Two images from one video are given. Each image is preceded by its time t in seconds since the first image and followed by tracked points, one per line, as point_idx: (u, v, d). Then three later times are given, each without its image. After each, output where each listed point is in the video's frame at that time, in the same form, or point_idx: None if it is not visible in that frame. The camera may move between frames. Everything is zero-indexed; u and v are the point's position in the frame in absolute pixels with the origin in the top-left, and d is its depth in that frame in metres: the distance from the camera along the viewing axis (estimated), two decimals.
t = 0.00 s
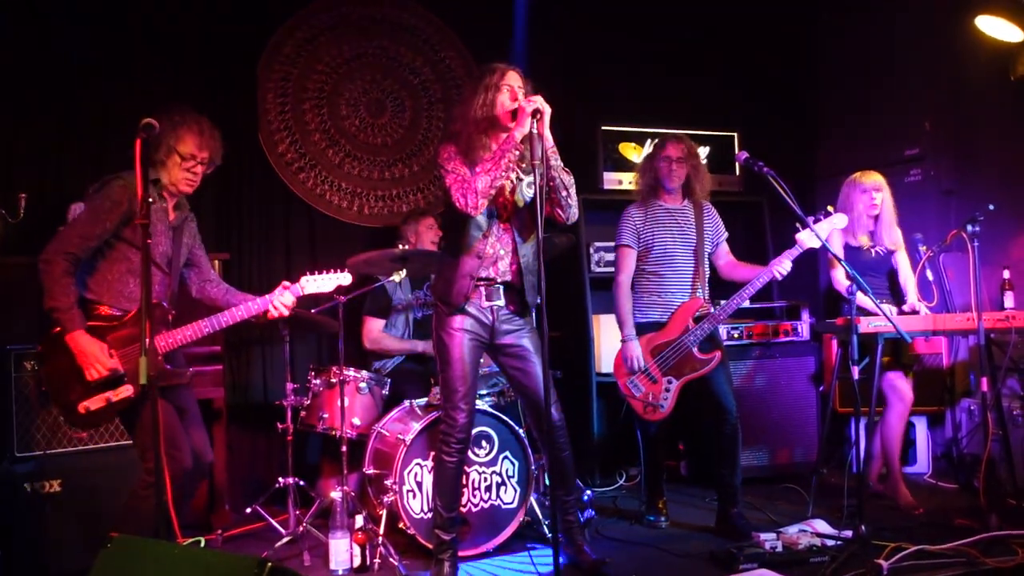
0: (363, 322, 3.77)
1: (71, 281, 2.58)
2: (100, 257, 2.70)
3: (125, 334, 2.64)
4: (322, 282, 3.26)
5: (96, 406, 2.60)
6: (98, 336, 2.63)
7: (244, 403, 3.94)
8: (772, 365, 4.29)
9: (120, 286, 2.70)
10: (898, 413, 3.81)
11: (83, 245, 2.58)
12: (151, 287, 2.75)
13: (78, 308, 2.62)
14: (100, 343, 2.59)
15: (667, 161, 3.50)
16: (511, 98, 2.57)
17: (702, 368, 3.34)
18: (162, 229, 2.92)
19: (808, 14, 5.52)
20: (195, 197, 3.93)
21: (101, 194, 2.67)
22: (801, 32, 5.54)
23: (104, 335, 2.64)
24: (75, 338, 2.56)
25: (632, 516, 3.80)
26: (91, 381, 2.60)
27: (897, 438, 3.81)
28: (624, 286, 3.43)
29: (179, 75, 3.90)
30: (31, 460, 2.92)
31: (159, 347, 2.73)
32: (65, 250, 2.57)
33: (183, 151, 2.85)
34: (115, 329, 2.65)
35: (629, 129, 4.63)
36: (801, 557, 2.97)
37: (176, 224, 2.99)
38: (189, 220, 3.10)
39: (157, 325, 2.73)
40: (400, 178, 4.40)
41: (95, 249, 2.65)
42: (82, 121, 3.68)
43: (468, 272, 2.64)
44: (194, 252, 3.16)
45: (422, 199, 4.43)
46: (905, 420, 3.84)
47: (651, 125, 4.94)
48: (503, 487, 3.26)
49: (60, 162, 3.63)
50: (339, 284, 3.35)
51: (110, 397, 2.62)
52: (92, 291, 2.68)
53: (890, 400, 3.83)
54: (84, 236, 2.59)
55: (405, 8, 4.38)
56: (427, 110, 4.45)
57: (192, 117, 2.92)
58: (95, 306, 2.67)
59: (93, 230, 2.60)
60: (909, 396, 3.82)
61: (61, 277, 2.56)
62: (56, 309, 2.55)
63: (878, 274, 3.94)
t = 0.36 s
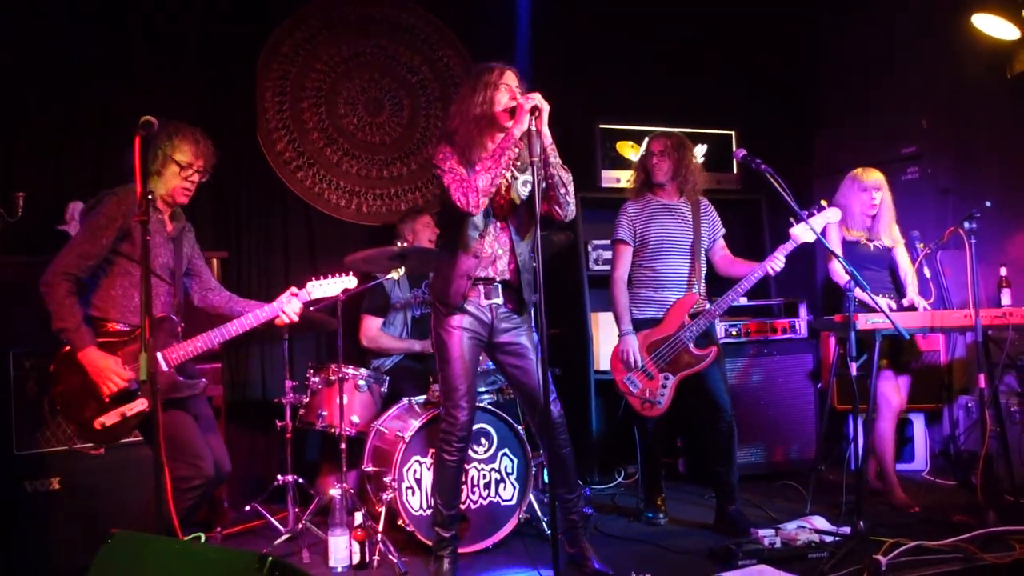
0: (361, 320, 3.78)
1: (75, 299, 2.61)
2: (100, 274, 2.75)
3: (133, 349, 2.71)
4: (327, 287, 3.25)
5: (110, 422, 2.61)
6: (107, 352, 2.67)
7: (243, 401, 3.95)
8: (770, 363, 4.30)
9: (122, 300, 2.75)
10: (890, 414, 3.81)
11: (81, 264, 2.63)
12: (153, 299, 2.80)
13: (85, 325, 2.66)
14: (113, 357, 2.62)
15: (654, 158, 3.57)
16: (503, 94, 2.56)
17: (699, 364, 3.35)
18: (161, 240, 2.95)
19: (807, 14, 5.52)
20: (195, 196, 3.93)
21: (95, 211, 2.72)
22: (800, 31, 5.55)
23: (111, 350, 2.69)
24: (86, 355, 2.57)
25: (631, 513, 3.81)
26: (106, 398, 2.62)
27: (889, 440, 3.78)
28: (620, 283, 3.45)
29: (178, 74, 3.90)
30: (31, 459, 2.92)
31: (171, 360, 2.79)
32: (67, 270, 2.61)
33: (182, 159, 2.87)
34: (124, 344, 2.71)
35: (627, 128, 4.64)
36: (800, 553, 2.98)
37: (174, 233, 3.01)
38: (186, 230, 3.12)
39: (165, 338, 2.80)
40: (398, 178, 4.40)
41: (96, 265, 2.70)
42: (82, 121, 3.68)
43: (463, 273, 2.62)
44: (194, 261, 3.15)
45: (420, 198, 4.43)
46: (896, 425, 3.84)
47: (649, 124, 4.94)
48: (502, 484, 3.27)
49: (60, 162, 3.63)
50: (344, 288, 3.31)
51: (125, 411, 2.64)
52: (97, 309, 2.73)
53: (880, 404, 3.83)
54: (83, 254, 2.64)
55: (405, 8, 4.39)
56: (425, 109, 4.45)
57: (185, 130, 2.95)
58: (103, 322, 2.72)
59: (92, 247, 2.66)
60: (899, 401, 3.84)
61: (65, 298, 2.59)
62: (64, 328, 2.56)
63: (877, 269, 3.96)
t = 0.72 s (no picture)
0: (359, 320, 3.77)
1: (67, 279, 2.64)
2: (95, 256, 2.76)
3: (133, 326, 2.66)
4: (331, 280, 3.28)
5: (104, 398, 2.62)
6: (109, 328, 2.65)
7: (241, 402, 3.94)
8: (767, 363, 4.30)
9: (124, 277, 2.73)
10: (894, 403, 3.82)
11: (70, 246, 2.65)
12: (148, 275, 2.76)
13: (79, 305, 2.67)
14: (109, 334, 2.63)
15: (648, 163, 3.57)
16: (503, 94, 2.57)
17: (697, 363, 3.34)
18: (160, 212, 2.93)
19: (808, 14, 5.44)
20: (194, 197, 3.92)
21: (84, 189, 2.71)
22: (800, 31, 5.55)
23: (109, 326, 2.67)
24: (81, 333, 2.58)
25: (629, 514, 3.81)
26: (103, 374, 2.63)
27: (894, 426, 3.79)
28: (620, 284, 3.46)
29: (177, 73, 3.88)
30: (30, 460, 2.91)
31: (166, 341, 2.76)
32: (58, 252, 2.64)
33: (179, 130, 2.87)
34: (121, 320, 2.67)
35: (625, 128, 4.65)
36: (798, 554, 2.98)
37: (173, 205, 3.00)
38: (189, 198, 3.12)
39: (165, 319, 2.77)
40: (396, 178, 4.39)
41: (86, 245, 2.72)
42: (82, 121, 3.67)
43: (463, 271, 2.62)
44: (196, 237, 3.12)
45: (417, 197, 4.43)
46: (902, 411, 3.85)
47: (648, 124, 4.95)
48: (500, 485, 3.27)
49: (59, 162, 3.61)
50: (349, 282, 3.35)
51: (119, 389, 2.64)
52: (100, 288, 2.72)
53: (884, 394, 3.85)
54: (72, 234, 2.65)
55: (405, 8, 4.38)
56: (423, 109, 4.44)
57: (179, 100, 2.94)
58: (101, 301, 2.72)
59: (79, 228, 2.67)
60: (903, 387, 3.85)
61: (55, 278, 2.62)
62: (58, 308, 2.59)
63: (876, 271, 3.95)
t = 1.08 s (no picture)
0: (360, 319, 3.79)
1: (66, 260, 2.59)
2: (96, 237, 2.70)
3: (132, 310, 2.59)
4: (327, 268, 3.14)
5: (98, 380, 2.55)
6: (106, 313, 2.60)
7: (242, 399, 3.95)
8: (767, 362, 4.31)
9: (124, 260, 2.65)
10: (889, 412, 3.81)
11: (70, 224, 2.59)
12: (153, 259, 2.69)
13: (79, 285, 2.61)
14: (107, 318, 2.55)
15: (654, 162, 3.58)
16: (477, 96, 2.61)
17: (696, 364, 3.35)
18: (162, 192, 2.77)
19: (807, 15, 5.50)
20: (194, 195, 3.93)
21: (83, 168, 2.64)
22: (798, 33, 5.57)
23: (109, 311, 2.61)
24: (79, 315, 2.53)
25: (628, 512, 3.82)
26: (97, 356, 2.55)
27: (888, 438, 3.77)
28: (620, 282, 3.47)
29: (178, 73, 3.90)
30: (31, 457, 2.92)
31: (161, 325, 2.61)
32: (56, 232, 2.58)
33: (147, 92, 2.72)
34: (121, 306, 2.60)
35: (625, 128, 4.65)
36: (797, 552, 2.99)
37: (176, 182, 2.83)
38: (198, 177, 2.94)
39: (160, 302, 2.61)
40: (397, 177, 4.23)
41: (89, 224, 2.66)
42: (82, 119, 3.68)
43: (476, 265, 2.66)
44: (203, 220, 2.95)
45: (420, 198, 4.29)
46: (896, 423, 3.84)
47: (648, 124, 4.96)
48: (501, 483, 3.27)
49: (59, 160, 3.62)
50: (346, 270, 3.18)
51: (114, 372, 2.56)
52: (102, 271, 2.65)
53: (878, 401, 3.83)
54: (69, 213, 2.59)
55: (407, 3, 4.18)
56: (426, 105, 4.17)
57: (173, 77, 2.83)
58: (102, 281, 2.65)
59: (76, 205, 2.60)
60: (898, 399, 3.84)
61: (54, 258, 2.58)
62: (58, 289, 2.54)
63: (874, 272, 3.97)
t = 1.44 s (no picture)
0: (362, 324, 3.78)
1: (60, 275, 2.59)
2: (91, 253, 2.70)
3: (129, 324, 2.58)
4: (323, 270, 3.14)
5: (100, 395, 2.55)
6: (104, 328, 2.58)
7: (243, 403, 3.96)
8: (767, 367, 4.33)
9: (122, 272, 2.61)
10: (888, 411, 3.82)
11: (56, 241, 2.58)
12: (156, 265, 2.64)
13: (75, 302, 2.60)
14: (105, 333, 2.54)
15: (679, 172, 3.52)
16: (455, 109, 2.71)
17: (696, 370, 3.37)
18: (166, 199, 2.76)
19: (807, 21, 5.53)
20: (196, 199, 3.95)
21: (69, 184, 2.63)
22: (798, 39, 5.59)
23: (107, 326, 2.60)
24: (76, 329, 2.50)
25: (629, 517, 3.83)
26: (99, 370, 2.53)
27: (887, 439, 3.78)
28: (620, 288, 3.48)
29: (179, 78, 3.92)
30: (32, 461, 2.92)
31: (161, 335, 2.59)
32: (49, 251, 2.58)
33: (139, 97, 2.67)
34: (117, 318, 2.60)
35: (626, 133, 4.66)
36: (798, 558, 3.00)
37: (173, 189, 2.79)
38: (195, 183, 2.88)
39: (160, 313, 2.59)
40: (400, 182, 4.21)
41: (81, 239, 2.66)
42: (84, 123, 3.69)
43: (482, 272, 2.70)
44: (201, 226, 2.90)
45: (421, 203, 4.28)
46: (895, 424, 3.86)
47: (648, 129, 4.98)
48: (502, 488, 3.29)
49: (61, 164, 3.63)
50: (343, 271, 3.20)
51: (114, 385, 2.55)
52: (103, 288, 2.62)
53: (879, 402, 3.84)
54: (56, 230, 2.59)
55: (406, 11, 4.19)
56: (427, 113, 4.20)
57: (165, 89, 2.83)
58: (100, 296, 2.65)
59: (62, 222, 2.59)
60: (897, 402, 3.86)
61: (47, 276, 2.57)
62: (54, 308, 2.53)
63: (874, 273, 3.96)
